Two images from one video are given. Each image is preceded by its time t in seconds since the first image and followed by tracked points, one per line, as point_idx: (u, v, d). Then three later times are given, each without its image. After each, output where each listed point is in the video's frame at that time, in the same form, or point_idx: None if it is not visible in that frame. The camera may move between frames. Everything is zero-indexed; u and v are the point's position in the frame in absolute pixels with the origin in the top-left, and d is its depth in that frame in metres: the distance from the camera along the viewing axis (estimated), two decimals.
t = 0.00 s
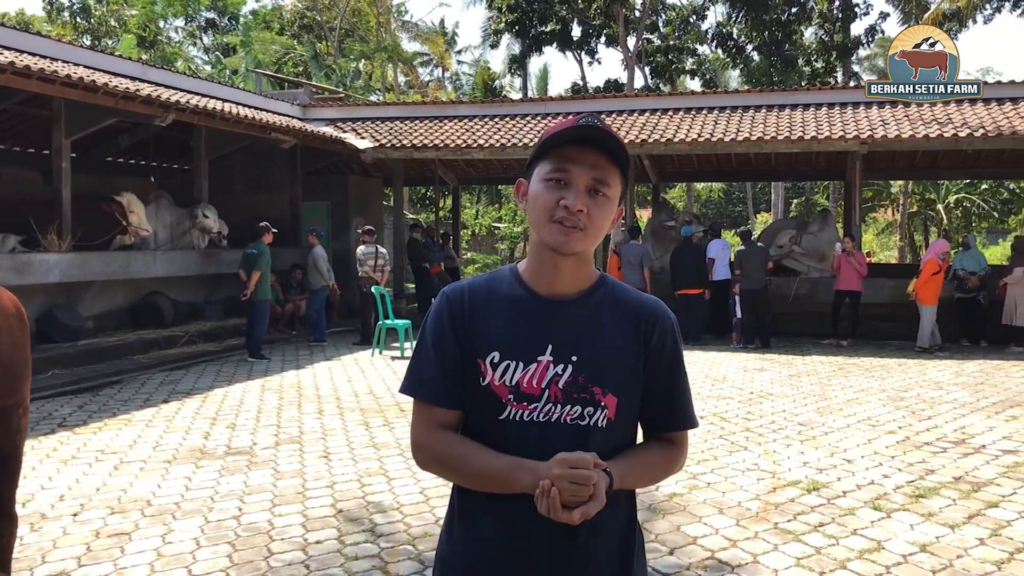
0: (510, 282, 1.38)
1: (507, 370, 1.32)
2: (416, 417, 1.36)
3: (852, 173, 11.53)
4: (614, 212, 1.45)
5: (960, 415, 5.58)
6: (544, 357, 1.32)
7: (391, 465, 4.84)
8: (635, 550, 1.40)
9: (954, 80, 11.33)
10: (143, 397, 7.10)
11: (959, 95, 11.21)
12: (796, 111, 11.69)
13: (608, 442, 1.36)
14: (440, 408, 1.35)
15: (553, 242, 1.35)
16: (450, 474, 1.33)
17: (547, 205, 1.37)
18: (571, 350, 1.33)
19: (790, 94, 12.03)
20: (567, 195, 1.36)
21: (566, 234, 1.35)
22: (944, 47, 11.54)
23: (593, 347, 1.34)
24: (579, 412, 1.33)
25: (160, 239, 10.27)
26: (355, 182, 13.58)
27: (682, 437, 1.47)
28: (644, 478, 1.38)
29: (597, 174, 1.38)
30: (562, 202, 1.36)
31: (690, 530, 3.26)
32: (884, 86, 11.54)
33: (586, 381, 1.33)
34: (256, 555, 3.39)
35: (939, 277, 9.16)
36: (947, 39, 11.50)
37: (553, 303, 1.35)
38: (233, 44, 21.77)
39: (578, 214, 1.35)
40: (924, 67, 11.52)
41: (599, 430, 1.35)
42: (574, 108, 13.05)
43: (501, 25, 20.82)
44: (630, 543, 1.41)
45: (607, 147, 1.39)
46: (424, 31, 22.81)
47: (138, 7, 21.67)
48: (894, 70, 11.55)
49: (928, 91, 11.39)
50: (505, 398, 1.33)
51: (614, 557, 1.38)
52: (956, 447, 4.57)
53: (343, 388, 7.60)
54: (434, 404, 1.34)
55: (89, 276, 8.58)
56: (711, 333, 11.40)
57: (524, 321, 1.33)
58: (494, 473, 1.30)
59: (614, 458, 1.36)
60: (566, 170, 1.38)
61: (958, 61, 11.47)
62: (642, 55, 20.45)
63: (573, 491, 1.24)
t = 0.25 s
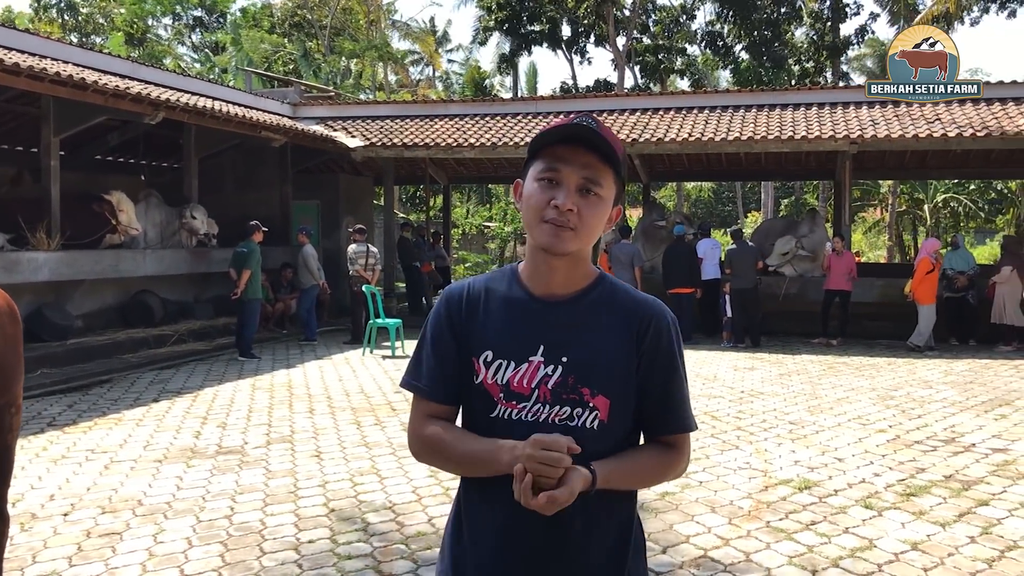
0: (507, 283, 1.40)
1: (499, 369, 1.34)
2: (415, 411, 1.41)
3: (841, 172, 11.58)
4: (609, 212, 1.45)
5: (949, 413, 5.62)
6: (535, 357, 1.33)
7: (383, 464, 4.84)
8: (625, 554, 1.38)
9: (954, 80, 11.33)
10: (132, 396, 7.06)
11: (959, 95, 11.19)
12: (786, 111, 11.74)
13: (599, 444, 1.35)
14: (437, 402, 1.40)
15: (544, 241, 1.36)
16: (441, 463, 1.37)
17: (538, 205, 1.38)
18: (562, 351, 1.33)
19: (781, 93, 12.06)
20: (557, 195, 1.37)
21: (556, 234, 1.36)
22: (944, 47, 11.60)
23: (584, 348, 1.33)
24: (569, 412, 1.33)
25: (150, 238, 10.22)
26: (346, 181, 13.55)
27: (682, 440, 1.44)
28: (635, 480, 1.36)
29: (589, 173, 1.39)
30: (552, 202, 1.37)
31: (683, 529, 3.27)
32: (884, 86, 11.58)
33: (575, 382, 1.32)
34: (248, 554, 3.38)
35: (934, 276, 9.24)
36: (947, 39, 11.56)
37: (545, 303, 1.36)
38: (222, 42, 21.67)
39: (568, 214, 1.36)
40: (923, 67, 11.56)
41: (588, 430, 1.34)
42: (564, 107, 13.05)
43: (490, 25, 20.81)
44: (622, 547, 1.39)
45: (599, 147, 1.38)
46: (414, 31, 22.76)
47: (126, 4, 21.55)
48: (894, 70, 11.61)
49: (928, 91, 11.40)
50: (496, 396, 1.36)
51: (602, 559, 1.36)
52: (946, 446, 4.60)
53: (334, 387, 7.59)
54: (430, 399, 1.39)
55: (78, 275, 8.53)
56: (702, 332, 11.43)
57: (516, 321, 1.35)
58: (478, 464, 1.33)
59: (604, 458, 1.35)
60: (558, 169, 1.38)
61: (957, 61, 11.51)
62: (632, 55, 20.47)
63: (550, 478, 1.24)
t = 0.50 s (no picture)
0: (506, 281, 1.44)
1: (491, 366, 1.38)
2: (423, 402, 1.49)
3: (831, 171, 11.65)
4: (594, 206, 1.42)
5: (939, 413, 5.65)
6: (522, 356, 1.35)
7: (376, 463, 4.83)
8: (607, 543, 1.35)
9: (954, 80, 11.31)
10: (124, 395, 7.03)
11: (959, 96, 11.20)
12: (777, 110, 11.78)
13: (584, 444, 1.34)
14: (443, 397, 1.46)
15: (523, 239, 1.37)
16: (435, 451, 1.40)
17: (514, 202, 1.39)
18: (546, 349, 1.34)
19: (772, 93, 12.11)
20: (532, 191, 1.38)
21: (531, 231, 1.36)
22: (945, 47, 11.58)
23: (568, 346, 1.33)
24: (551, 411, 1.33)
25: (140, 237, 10.17)
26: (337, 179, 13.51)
27: (683, 443, 1.37)
28: (620, 481, 1.30)
29: (563, 169, 1.37)
30: (526, 199, 1.37)
31: (676, 528, 3.28)
32: (885, 87, 11.57)
33: (558, 381, 1.32)
34: (241, 553, 3.38)
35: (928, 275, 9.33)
36: (947, 39, 11.54)
37: (533, 301, 1.38)
38: (212, 40, 21.60)
39: (541, 210, 1.36)
40: (923, 66, 11.56)
41: (572, 428, 1.33)
42: (556, 106, 13.06)
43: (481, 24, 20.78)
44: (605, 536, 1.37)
45: (571, 141, 1.36)
46: (404, 30, 22.71)
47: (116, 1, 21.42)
48: (895, 70, 11.65)
49: (928, 91, 11.40)
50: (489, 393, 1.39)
51: (582, 547, 1.35)
52: (937, 445, 4.63)
53: (326, 386, 7.57)
54: (434, 391, 1.45)
55: (67, 273, 8.48)
56: (694, 330, 11.46)
57: (507, 319, 1.38)
58: (464, 431, 1.35)
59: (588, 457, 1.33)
60: (532, 167, 1.39)
61: (958, 61, 11.44)
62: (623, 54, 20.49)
63: (519, 383, 1.24)
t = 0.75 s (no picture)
0: (512, 282, 1.47)
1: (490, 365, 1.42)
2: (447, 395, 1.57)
3: (826, 172, 11.68)
4: (576, 207, 1.37)
5: (934, 412, 5.68)
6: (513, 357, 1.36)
7: (372, 463, 4.83)
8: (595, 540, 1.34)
9: (954, 80, 11.29)
10: (118, 394, 7.01)
11: (959, 95, 11.20)
12: (771, 110, 11.80)
13: (564, 446, 1.32)
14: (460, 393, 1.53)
15: (502, 243, 1.38)
16: (447, 442, 1.49)
17: (495, 207, 1.40)
18: (532, 350, 1.34)
19: (767, 94, 12.16)
20: (506, 196, 1.37)
21: (506, 235, 1.36)
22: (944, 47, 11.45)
23: (549, 348, 1.33)
24: (534, 412, 1.33)
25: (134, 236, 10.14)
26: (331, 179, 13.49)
27: (669, 451, 1.28)
28: (588, 488, 1.26)
29: (534, 173, 1.35)
30: (501, 205, 1.37)
31: (673, 527, 3.29)
32: (884, 87, 11.57)
33: (540, 382, 1.32)
34: (238, 553, 3.37)
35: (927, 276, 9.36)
36: (947, 40, 11.41)
37: (525, 302, 1.40)
38: (205, 39, 21.55)
39: (514, 216, 1.35)
40: (923, 66, 11.52)
41: (552, 430, 1.32)
42: (550, 106, 13.07)
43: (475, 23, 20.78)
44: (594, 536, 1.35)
45: (539, 144, 1.33)
46: (398, 29, 22.69)
47: None
48: (894, 70, 11.59)
49: (928, 91, 11.37)
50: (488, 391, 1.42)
51: (568, 543, 1.35)
52: (932, 444, 4.65)
53: (321, 385, 7.57)
54: (450, 385, 1.53)
55: (61, 272, 8.46)
56: (689, 330, 11.49)
57: (505, 318, 1.42)
58: (460, 416, 1.44)
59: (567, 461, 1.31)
60: (508, 172, 1.38)
61: (958, 61, 11.30)
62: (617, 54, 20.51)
63: (477, 351, 1.29)
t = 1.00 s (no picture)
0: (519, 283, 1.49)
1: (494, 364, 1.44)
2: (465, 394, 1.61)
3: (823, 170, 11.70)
4: (560, 208, 1.34)
5: (931, 411, 5.69)
6: (515, 356, 1.38)
7: (371, 461, 4.83)
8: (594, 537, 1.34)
9: (953, 80, 11.30)
10: (115, 393, 7.01)
11: (959, 96, 11.22)
12: (768, 109, 11.80)
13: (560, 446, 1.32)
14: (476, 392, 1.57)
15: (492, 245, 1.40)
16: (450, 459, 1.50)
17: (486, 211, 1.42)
18: (530, 348, 1.35)
19: (764, 93, 12.16)
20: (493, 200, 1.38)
21: (492, 238, 1.38)
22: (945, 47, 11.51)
23: (546, 347, 1.33)
24: (531, 411, 1.34)
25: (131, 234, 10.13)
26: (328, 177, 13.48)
27: (653, 455, 1.25)
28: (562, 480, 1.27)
29: (514, 175, 1.34)
30: (489, 208, 1.39)
31: (672, 526, 3.30)
32: (884, 86, 11.56)
33: (535, 380, 1.33)
34: (237, 552, 3.37)
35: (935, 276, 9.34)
36: (948, 40, 11.46)
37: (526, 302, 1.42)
38: (201, 38, 21.50)
39: (498, 218, 1.36)
40: (923, 66, 11.51)
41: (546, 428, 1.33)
42: (547, 105, 13.07)
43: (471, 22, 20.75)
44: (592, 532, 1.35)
45: (519, 148, 1.33)
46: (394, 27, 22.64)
47: None
48: (893, 71, 11.56)
49: (927, 91, 11.37)
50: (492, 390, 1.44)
51: (565, 538, 1.35)
52: (929, 443, 4.67)
53: (319, 384, 7.57)
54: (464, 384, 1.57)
55: (58, 271, 8.44)
56: (687, 329, 11.50)
57: (510, 318, 1.44)
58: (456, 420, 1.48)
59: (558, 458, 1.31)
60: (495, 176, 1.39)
61: (958, 61, 11.36)
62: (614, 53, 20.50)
63: (465, 345, 1.38)
